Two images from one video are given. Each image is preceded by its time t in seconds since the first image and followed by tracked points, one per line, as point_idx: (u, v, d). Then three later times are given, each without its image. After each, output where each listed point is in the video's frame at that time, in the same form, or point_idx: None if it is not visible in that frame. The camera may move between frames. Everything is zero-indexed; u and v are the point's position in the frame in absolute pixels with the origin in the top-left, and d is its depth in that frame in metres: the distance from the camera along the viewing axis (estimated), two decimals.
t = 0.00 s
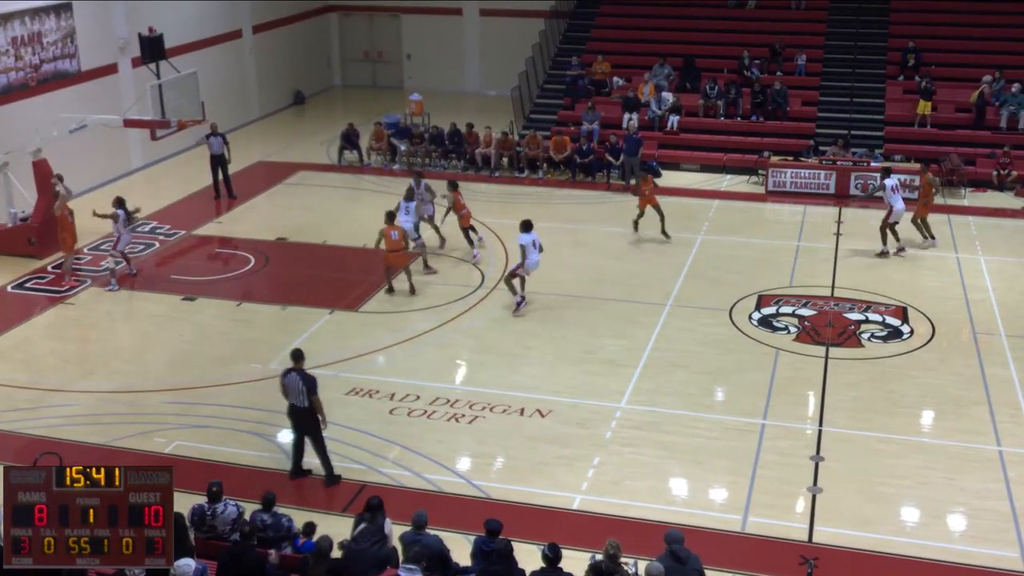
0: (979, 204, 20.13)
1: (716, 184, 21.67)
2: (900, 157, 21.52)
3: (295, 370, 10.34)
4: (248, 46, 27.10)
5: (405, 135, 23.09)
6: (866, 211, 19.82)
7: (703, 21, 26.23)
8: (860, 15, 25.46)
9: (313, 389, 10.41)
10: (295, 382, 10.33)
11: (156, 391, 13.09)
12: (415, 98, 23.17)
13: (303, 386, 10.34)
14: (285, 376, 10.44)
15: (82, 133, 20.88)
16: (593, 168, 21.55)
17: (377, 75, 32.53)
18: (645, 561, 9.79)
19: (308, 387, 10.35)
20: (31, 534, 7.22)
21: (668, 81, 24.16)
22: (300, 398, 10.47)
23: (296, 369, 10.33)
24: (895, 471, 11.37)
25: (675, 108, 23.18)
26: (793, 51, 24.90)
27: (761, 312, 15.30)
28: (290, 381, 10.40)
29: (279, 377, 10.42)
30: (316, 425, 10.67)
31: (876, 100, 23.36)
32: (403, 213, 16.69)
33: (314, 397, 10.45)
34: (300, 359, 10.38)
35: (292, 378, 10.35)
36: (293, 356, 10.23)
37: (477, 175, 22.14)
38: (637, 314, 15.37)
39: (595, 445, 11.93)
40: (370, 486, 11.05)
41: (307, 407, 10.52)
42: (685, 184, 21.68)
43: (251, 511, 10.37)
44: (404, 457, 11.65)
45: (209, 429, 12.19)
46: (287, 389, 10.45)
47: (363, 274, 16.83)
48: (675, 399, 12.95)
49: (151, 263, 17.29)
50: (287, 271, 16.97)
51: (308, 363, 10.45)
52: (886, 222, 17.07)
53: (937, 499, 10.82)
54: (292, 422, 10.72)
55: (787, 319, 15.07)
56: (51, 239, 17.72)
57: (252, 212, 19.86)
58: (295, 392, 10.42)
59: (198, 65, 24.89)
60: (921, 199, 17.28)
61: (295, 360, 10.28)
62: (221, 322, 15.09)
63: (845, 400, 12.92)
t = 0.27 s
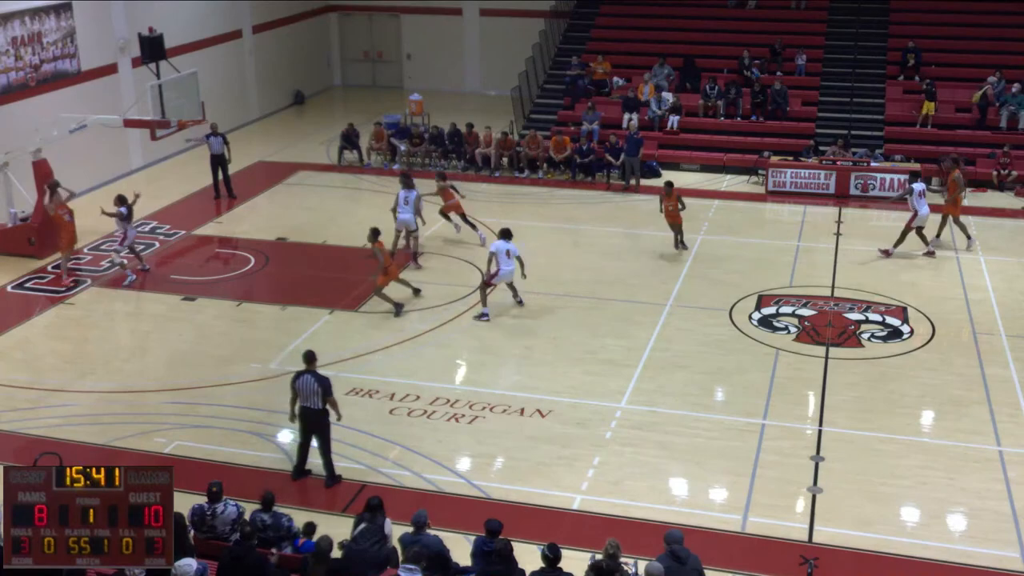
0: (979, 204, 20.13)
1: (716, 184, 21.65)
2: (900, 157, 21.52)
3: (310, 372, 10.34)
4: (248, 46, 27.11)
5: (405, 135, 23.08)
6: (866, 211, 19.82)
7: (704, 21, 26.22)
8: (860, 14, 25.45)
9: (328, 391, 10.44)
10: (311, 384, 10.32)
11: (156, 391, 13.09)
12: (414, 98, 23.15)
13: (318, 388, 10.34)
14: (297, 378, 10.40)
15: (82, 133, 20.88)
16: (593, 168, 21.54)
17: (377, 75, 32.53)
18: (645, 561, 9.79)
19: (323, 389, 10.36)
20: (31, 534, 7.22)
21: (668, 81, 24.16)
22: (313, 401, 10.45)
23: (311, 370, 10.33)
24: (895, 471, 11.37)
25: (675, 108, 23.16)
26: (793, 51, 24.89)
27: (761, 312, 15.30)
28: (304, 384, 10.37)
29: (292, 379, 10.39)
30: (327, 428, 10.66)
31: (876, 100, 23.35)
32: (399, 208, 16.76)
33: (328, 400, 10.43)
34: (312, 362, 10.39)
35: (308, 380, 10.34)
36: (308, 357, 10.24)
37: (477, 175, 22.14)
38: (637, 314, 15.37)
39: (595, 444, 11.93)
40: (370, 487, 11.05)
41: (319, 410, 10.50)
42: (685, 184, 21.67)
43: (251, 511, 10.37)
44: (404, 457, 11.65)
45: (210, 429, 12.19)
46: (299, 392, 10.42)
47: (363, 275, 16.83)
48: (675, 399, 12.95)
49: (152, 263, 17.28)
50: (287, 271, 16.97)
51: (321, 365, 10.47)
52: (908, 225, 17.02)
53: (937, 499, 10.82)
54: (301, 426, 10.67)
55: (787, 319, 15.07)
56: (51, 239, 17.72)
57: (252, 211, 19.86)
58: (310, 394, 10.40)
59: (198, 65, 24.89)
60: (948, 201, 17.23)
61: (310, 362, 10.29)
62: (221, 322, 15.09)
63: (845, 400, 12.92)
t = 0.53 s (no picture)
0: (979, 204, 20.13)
1: (716, 184, 21.65)
2: (900, 157, 21.52)
3: (319, 374, 10.36)
4: (248, 47, 27.12)
5: (405, 135, 23.07)
6: (866, 211, 19.82)
7: (703, 20, 26.24)
8: (860, 14, 25.45)
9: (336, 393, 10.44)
10: (320, 387, 10.32)
11: (156, 391, 13.09)
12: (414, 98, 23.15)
13: (326, 391, 10.34)
14: (305, 382, 10.40)
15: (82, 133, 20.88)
16: (593, 168, 21.53)
17: (377, 74, 32.53)
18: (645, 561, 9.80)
19: (333, 392, 10.35)
20: (31, 534, 7.22)
21: (668, 81, 24.17)
22: (321, 404, 10.44)
23: (320, 373, 10.35)
24: (895, 471, 11.37)
25: (676, 108, 23.15)
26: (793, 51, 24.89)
27: (761, 312, 15.30)
28: (312, 387, 10.36)
29: (300, 382, 10.38)
30: (334, 431, 10.66)
31: (876, 100, 23.35)
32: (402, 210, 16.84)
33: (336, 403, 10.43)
34: (321, 365, 10.41)
35: (316, 383, 10.34)
36: (318, 359, 10.27)
37: (477, 175, 22.14)
38: (637, 314, 15.37)
39: (596, 444, 11.93)
40: (370, 487, 11.05)
41: (327, 413, 10.50)
42: (685, 184, 21.67)
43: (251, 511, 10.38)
44: (404, 457, 11.65)
45: (210, 429, 12.19)
46: (306, 395, 10.41)
47: (364, 274, 16.84)
48: (675, 399, 12.94)
49: (152, 264, 17.28)
50: (287, 271, 16.97)
51: (329, 368, 10.49)
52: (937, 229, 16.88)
53: (937, 499, 10.82)
54: (307, 430, 10.65)
55: (787, 319, 15.07)
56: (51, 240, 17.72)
57: (252, 211, 19.86)
58: (318, 397, 10.39)
59: (198, 65, 24.89)
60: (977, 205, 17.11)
61: (319, 364, 10.32)
62: (221, 322, 15.09)
63: (845, 400, 12.92)
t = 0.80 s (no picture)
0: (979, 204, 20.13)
1: (716, 184, 21.66)
2: (900, 157, 21.52)
3: (321, 376, 10.35)
4: (248, 47, 27.13)
5: (405, 135, 23.07)
6: (866, 211, 19.81)
7: (703, 20, 26.25)
8: (860, 15, 25.45)
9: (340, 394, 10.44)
10: (324, 388, 10.31)
11: (156, 391, 13.09)
12: (414, 98, 23.16)
13: (329, 391, 10.32)
14: (308, 384, 10.37)
15: (82, 133, 20.89)
16: (593, 168, 21.53)
17: (377, 74, 32.53)
18: (644, 561, 9.79)
19: (336, 393, 10.35)
20: (31, 534, 7.22)
21: (668, 81, 24.17)
22: (324, 406, 10.42)
23: (322, 374, 10.35)
24: (895, 471, 11.37)
25: (676, 108, 23.14)
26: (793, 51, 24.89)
27: (761, 312, 15.30)
28: (315, 388, 10.33)
29: (302, 384, 10.35)
30: (337, 432, 10.64)
31: (877, 100, 23.35)
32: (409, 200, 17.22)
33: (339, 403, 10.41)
34: (322, 366, 10.42)
35: (319, 385, 10.31)
36: (320, 360, 10.28)
37: (476, 175, 22.14)
38: (636, 314, 15.37)
39: (596, 444, 11.93)
40: (370, 487, 11.05)
41: (331, 414, 10.49)
42: (685, 184, 21.67)
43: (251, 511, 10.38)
44: (404, 457, 11.64)
45: (210, 429, 12.19)
46: (309, 397, 10.38)
47: (364, 274, 16.84)
48: (675, 399, 12.94)
49: (152, 264, 17.28)
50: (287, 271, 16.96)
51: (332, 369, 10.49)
52: (964, 233, 16.82)
53: (937, 499, 10.82)
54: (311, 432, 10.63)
55: (787, 319, 15.07)
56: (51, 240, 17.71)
57: (252, 211, 19.86)
58: (322, 398, 10.36)
59: (198, 65, 24.89)
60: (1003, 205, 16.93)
61: (321, 365, 10.32)
62: (221, 323, 15.09)
63: (845, 400, 12.92)
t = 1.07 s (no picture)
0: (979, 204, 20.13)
1: (716, 184, 21.66)
2: (900, 157, 21.52)
3: (325, 377, 10.35)
4: (248, 47, 27.13)
5: (405, 134, 23.07)
6: (866, 211, 19.81)
7: (703, 20, 26.26)
8: (859, 15, 25.45)
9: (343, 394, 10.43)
10: (327, 388, 10.31)
11: (156, 392, 13.09)
12: (414, 98, 23.15)
13: (331, 392, 10.31)
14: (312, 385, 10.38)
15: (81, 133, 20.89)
16: (593, 168, 21.53)
17: (377, 75, 32.53)
18: (644, 561, 9.79)
19: (339, 394, 10.33)
20: (31, 534, 7.22)
21: (668, 81, 24.17)
22: (327, 406, 10.41)
23: (326, 374, 10.35)
24: (895, 471, 11.37)
25: (676, 108, 23.13)
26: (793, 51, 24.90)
27: (761, 312, 15.30)
28: (318, 389, 10.33)
29: (307, 386, 10.35)
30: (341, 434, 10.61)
31: (876, 100, 23.35)
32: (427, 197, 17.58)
33: (342, 403, 10.39)
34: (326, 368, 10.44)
35: (322, 385, 10.31)
36: (325, 360, 10.29)
37: (476, 175, 22.14)
38: (636, 314, 15.36)
39: (596, 444, 11.94)
40: (369, 487, 11.04)
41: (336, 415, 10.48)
42: (685, 184, 21.67)
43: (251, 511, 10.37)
44: (404, 457, 11.65)
45: (210, 429, 12.19)
46: (312, 397, 10.39)
47: (363, 273, 16.84)
48: (676, 399, 12.94)
49: (152, 263, 17.28)
50: (287, 271, 16.96)
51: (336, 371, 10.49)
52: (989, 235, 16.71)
53: (937, 499, 10.82)
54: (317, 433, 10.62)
55: (787, 319, 15.07)
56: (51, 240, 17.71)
57: (252, 211, 19.86)
58: (324, 399, 10.36)
59: (198, 65, 24.89)
60: None
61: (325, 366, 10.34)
62: (221, 323, 15.09)
63: (845, 400, 12.92)
